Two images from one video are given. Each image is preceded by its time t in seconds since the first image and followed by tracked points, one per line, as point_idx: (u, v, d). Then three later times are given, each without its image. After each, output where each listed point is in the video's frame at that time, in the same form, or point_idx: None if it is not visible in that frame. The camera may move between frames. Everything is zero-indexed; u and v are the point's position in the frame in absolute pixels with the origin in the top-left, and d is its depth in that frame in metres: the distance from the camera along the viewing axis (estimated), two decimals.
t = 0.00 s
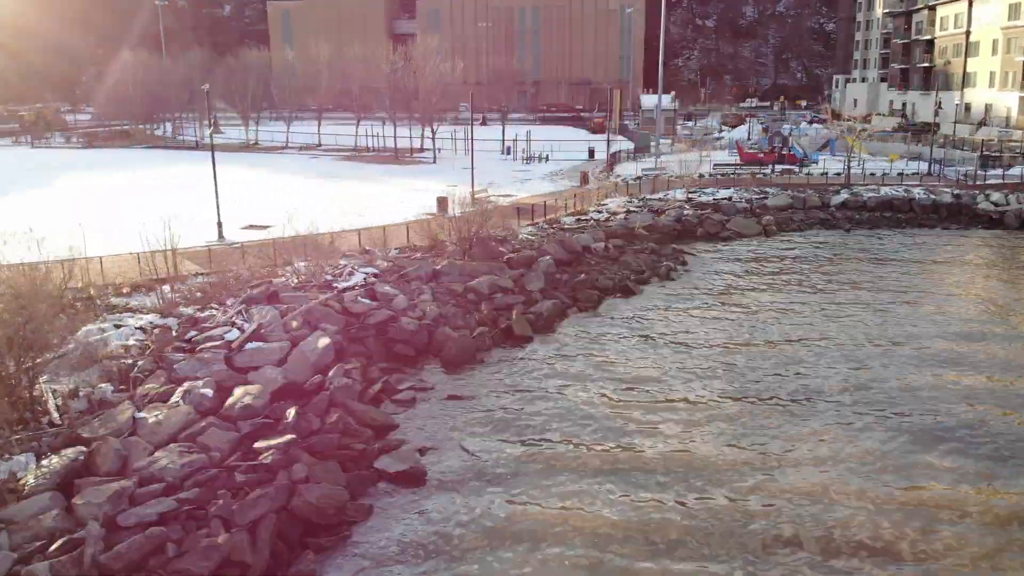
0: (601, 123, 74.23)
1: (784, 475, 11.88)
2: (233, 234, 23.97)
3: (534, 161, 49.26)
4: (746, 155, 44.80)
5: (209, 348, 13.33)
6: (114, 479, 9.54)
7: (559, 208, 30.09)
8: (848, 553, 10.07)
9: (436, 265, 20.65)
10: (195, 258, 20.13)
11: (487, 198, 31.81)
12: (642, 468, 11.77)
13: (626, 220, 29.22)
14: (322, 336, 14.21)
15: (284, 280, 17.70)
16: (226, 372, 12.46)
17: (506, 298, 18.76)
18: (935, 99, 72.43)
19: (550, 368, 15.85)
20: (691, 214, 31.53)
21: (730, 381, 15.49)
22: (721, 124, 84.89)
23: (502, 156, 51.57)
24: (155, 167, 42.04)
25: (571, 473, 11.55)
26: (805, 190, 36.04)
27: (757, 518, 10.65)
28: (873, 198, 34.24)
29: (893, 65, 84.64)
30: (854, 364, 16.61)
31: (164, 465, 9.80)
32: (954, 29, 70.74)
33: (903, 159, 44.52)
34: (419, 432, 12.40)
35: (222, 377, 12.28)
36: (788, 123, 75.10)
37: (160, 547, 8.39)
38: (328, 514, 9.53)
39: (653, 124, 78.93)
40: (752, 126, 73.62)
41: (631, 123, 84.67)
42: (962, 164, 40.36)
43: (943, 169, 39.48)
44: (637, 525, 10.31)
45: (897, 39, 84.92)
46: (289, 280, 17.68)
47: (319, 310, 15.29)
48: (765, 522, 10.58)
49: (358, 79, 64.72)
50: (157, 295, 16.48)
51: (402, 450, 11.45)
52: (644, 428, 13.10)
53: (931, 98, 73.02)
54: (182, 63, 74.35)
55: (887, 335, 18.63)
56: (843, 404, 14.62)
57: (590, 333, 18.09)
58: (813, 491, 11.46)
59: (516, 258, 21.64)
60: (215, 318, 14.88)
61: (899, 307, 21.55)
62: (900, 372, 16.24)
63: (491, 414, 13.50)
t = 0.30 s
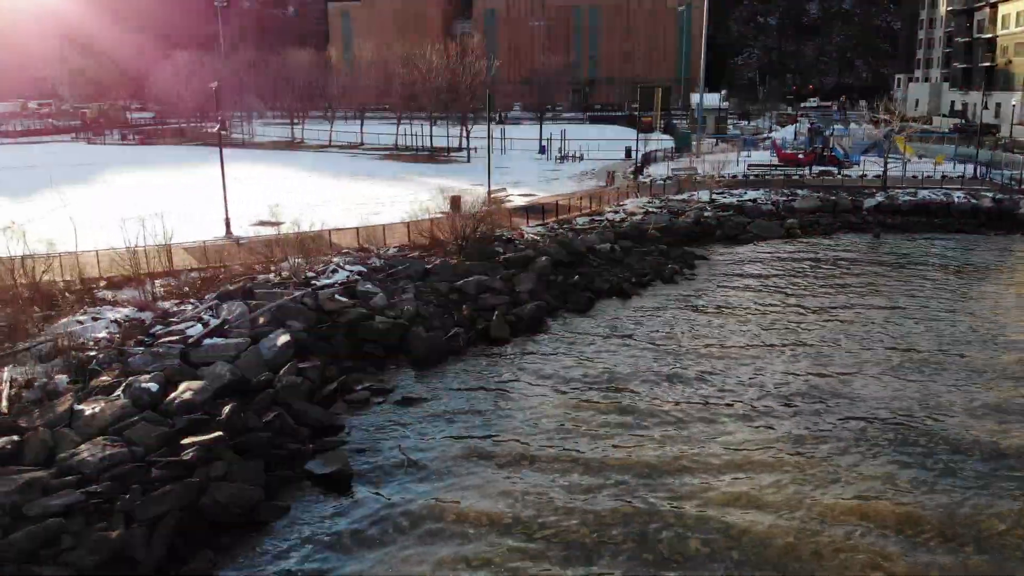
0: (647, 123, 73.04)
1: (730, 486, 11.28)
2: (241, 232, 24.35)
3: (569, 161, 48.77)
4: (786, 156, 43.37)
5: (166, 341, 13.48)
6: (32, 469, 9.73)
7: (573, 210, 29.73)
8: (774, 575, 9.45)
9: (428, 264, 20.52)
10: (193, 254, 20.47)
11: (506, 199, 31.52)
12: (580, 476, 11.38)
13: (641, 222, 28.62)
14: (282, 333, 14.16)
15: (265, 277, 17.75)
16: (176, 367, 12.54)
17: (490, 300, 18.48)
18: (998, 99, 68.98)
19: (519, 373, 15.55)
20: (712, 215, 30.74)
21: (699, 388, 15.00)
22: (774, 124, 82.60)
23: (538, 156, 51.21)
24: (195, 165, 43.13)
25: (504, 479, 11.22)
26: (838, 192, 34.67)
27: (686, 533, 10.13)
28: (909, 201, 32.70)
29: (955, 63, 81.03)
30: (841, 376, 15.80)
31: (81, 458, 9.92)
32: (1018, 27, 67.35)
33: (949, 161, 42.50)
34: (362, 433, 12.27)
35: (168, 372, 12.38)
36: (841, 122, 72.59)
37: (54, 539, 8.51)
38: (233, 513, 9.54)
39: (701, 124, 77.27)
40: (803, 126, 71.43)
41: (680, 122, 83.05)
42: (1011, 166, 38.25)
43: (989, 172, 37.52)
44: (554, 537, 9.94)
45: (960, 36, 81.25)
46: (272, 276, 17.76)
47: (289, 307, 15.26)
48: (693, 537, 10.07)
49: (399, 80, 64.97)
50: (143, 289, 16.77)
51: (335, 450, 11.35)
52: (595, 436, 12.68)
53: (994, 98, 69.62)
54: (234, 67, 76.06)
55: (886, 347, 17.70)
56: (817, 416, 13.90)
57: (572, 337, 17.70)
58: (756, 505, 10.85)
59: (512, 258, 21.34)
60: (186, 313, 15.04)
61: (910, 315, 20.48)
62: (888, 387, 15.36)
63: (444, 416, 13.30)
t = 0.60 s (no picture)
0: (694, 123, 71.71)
1: (670, 509, 10.86)
2: (249, 223, 24.58)
3: (602, 161, 48.15)
4: (825, 157, 41.99)
5: (132, 335, 13.72)
6: None
7: (588, 210, 29.35)
8: None
9: (422, 262, 20.45)
10: (193, 244, 20.75)
11: (522, 199, 31.19)
12: (515, 489, 11.13)
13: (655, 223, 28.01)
14: (247, 328, 14.26)
15: (252, 272, 17.91)
16: (132, 360, 12.74)
17: (476, 300, 18.33)
18: None
19: (489, 376, 15.36)
20: (732, 217, 29.93)
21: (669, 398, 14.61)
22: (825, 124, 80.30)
23: (572, 156, 50.71)
24: (232, 163, 44.08)
25: (438, 487, 11.07)
26: (871, 195, 33.42)
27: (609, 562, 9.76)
28: (944, 205, 31.26)
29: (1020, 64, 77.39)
30: (824, 390, 15.16)
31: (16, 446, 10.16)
32: None
33: (997, 163, 40.53)
34: (309, 430, 12.26)
35: (123, 364, 12.58)
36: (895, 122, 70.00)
37: None
38: (152, 507, 9.67)
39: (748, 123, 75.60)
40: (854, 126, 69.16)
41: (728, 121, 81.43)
42: None
43: None
44: (470, 555, 9.72)
45: None
46: (257, 271, 17.93)
47: (261, 303, 15.39)
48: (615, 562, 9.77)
49: (440, 80, 65.16)
50: (130, 281, 17.08)
51: (272, 448, 11.35)
52: (546, 447, 12.40)
53: None
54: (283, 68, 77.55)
55: (881, 359, 16.95)
56: (783, 435, 13.32)
57: (553, 341, 17.44)
58: (692, 530, 10.41)
59: (507, 257, 21.09)
60: (161, 306, 15.28)
61: (918, 323, 19.59)
62: (872, 402, 14.67)
63: (398, 417, 13.20)
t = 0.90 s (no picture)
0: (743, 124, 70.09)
1: (593, 513, 10.69)
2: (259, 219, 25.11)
3: (636, 161, 47.49)
4: (866, 158, 40.47)
5: (102, 326, 14.16)
6: None
7: (601, 211, 28.98)
8: None
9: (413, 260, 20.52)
10: (195, 239, 21.28)
11: (539, 199, 30.90)
12: (441, 488, 11.11)
13: (667, 224, 27.48)
14: (214, 323, 14.56)
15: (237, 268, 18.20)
16: (95, 351, 13.15)
17: (458, 300, 18.29)
18: None
19: (454, 374, 15.34)
20: (751, 218, 29.15)
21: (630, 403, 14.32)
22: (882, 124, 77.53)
23: (607, 156, 50.11)
24: (268, 162, 45.13)
25: (366, 486, 11.08)
26: (904, 199, 32.11)
27: (518, 567, 9.58)
28: (980, 210, 29.81)
29: None
30: (791, 400, 14.66)
31: None
32: None
33: None
34: (255, 426, 12.44)
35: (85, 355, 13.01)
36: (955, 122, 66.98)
37: None
38: (75, 496, 10.02)
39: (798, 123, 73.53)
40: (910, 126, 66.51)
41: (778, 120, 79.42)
42: None
43: None
44: (378, 553, 9.69)
45: None
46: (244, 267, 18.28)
47: (235, 298, 15.68)
48: (522, 563, 9.67)
49: (482, 79, 65.11)
50: (120, 274, 17.61)
51: (210, 442, 11.58)
52: (488, 449, 12.28)
53: None
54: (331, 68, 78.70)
55: (870, 372, 16.24)
56: (737, 442, 12.94)
57: (530, 342, 17.28)
58: (608, 536, 10.22)
59: (501, 257, 20.97)
60: (140, 300, 15.73)
61: (923, 334, 18.69)
62: (845, 415, 14.08)
63: (350, 414, 13.30)
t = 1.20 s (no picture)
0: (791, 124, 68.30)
1: (520, 511, 10.62)
2: (271, 215, 25.63)
3: (672, 161, 46.70)
4: (909, 161, 38.95)
5: (81, 316, 14.72)
6: None
7: (615, 211, 28.68)
8: None
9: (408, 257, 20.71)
10: (201, 233, 21.82)
11: (557, 199, 30.63)
12: (374, 482, 11.21)
13: (680, 225, 27.05)
14: (186, 316, 14.98)
15: (229, 262, 18.63)
16: (67, 340, 13.68)
17: (443, 297, 18.37)
18: None
19: (423, 369, 15.43)
20: (770, 220, 28.45)
21: (592, 404, 14.16)
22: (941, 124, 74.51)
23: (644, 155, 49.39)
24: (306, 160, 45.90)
25: (302, 477, 11.26)
26: (938, 202, 30.87)
27: (428, 562, 9.58)
28: (1016, 215, 28.47)
29: None
30: (757, 404, 14.31)
31: None
32: None
33: None
34: (209, 417, 12.75)
35: (56, 344, 13.55)
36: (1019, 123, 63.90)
37: None
38: (14, 478, 10.46)
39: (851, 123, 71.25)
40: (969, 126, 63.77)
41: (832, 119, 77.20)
42: None
43: None
44: (296, 541, 9.85)
45: None
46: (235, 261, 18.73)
47: (215, 291, 16.06)
48: (435, 557, 9.68)
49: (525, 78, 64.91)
50: (117, 268, 18.23)
51: (158, 431, 11.93)
52: (432, 445, 12.32)
53: None
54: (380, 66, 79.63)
55: (848, 378, 15.77)
56: (690, 446, 12.68)
57: (509, 341, 17.25)
58: (531, 534, 10.14)
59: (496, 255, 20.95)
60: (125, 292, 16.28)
61: (924, 342, 18.01)
62: (810, 422, 13.66)
63: (307, 406, 13.50)
